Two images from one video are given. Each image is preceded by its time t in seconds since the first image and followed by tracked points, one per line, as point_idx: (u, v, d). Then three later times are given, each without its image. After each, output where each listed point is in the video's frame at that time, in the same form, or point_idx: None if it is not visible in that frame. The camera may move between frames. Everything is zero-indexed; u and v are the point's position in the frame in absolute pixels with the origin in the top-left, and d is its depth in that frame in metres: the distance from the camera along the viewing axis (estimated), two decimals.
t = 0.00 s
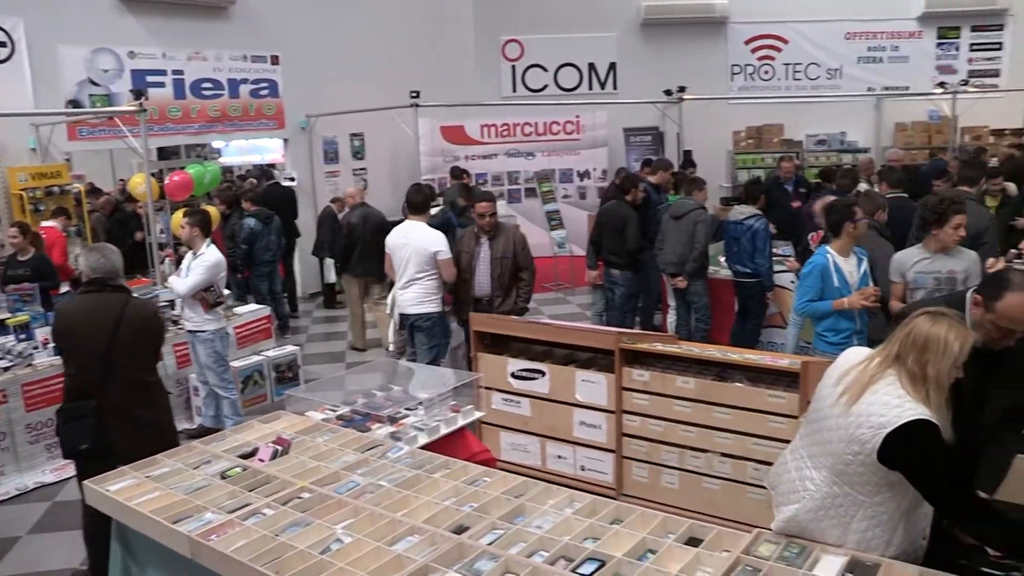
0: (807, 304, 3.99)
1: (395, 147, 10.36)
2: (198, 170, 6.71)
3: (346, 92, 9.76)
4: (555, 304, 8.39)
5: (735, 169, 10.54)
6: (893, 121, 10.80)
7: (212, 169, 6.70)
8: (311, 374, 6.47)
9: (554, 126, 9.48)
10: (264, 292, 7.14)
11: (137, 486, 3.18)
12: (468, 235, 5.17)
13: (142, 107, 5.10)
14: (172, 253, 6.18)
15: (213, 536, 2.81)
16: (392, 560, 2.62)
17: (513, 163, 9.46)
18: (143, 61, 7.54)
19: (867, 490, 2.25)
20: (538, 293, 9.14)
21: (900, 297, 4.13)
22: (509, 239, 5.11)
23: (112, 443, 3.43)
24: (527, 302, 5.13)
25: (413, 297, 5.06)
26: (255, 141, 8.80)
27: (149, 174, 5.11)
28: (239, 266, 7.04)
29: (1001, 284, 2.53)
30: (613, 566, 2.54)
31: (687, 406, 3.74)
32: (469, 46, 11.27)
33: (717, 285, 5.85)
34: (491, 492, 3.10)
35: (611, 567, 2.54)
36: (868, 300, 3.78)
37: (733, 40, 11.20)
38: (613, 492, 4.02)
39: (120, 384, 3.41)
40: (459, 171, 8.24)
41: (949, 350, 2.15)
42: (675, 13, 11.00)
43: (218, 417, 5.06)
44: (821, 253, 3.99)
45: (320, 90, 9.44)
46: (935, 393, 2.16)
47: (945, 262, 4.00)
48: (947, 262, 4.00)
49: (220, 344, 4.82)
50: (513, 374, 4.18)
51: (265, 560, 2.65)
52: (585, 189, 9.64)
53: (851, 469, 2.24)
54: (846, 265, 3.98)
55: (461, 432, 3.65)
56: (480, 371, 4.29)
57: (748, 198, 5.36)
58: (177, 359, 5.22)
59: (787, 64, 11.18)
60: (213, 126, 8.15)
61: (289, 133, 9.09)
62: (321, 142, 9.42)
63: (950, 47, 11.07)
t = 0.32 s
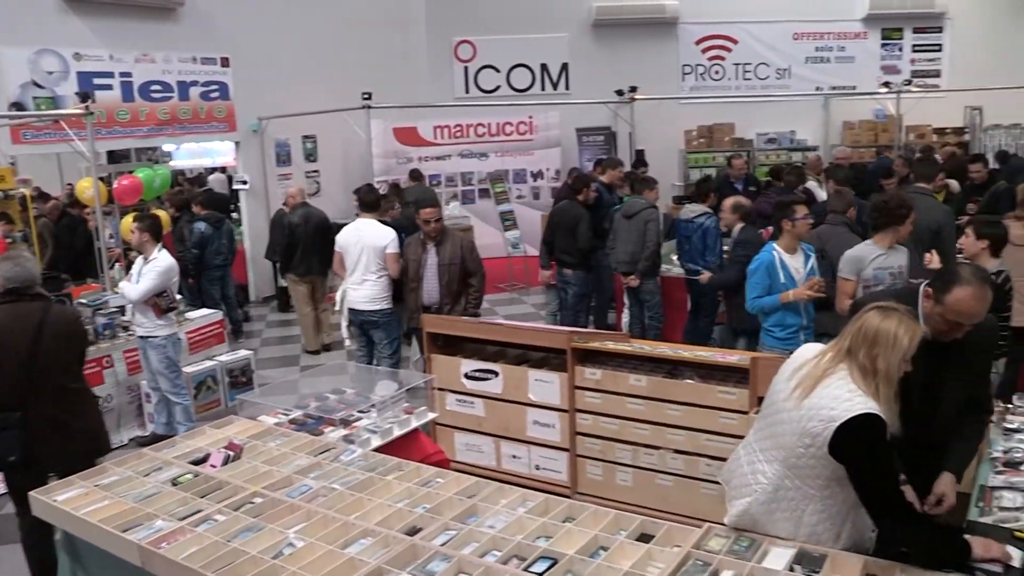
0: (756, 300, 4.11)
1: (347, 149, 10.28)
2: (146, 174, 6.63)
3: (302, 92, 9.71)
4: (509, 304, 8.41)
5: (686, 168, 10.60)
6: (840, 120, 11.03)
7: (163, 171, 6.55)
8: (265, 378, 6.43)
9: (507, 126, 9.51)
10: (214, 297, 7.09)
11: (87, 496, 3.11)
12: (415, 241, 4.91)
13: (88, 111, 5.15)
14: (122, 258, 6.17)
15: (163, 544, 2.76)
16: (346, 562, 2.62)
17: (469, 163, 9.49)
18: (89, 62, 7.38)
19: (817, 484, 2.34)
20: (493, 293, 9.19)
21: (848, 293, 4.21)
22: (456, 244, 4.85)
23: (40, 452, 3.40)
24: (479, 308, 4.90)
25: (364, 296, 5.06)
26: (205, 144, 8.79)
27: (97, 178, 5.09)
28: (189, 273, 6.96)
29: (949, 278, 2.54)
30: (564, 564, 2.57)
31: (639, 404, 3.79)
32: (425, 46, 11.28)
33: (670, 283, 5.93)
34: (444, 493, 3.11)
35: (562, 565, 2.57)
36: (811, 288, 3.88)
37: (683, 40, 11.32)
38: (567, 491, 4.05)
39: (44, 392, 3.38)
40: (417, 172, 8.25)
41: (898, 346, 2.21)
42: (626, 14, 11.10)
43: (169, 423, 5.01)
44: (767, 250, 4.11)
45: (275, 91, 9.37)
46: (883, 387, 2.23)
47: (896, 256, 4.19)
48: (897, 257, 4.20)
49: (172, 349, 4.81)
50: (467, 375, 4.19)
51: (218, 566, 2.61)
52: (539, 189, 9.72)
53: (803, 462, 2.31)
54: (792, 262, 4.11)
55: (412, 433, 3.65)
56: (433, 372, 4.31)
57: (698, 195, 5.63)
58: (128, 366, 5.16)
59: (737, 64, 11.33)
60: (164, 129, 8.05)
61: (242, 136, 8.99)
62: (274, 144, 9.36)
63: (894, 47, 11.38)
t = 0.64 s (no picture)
0: (703, 297, 4.36)
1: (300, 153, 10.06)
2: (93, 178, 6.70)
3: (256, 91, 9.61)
4: (464, 306, 8.39)
5: (639, 168, 10.72)
6: (788, 120, 11.29)
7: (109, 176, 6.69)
8: (219, 383, 6.37)
9: (459, 128, 9.77)
10: (167, 302, 7.08)
11: (31, 507, 2.99)
12: (355, 245, 4.88)
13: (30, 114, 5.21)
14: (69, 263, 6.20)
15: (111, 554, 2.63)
16: (299, 566, 2.58)
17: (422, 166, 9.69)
18: (31, 63, 7.24)
19: (763, 477, 2.43)
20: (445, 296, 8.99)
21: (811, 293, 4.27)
22: (398, 247, 4.85)
23: None
24: (425, 309, 4.93)
25: (327, 294, 5.19)
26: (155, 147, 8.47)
27: (41, 184, 5.15)
28: (139, 279, 6.90)
29: (892, 279, 2.59)
30: (517, 564, 2.59)
31: (591, 403, 3.83)
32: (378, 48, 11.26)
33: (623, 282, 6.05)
34: (397, 496, 3.11)
35: (514, 565, 2.59)
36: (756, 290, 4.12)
37: (635, 40, 11.54)
38: (522, 491, 4.10)
39: None
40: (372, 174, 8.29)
41: (846, 345, 2.27)
42: (578, 15, 11.28)
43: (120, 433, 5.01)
44: (715, 248, 4.34)
45: (230, 90, 9.30)
46: (831, 385, 2.27)
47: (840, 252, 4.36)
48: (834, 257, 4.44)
49: (123, 356, 4.82)
50: (420, 377, 4.21)
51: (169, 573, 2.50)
52: (491, 190, 10.06)
53: (748, 454, 2.40)
54: (739, 261, 4.35)
55: (367, 436, 3.66)
56: (386, 375, 4.31)
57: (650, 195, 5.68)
58: (76, 374, 5.11)
59: (688, 64, 11.60)
60: (109, 134, 7.95)
61: (191, 139, 8.87)
62: (224, 147, 9.18)
63: (840, 48, 11.82)
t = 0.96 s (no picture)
0: (654, 296, 4.42)
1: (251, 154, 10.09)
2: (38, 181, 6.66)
3: (207, 92, 9.50)
4: (418, 308, 8.40)
5: (592, 168, 10.79)
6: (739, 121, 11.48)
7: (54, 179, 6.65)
8: (169, 390, 6.29)
9: (412, 130, 9.88)
10: (118, 307, 7.02)
11: None
12: (303, 250, 4.91)
13: None
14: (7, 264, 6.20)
15: (56, 565, 2.58)
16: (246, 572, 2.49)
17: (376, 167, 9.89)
18: None
19: (710, 474, 2.46)
20: (397, 297, 9.05)
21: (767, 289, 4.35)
22: (347, 251, 4.89)
23: None
24: (373, 311, 4.93)
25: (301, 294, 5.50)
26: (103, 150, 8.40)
27: None
28: (89, 285, 6.83)
29: (835, 279, 2.57)
30: (468, 564, 2.61)
31: (542, 403, 3.87)
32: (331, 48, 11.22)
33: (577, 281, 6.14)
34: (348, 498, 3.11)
35: (466, 565, 2.61)
36: (711, 292, 4.27)
37: (586, 41, 11.66)
38: (476, 492, 4.13)
39: None
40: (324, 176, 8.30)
41: (793, 345, 2.30)
42: (530, 16, 11.32)
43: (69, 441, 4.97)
44: (666, 246, 4.41)
45: (181, 91, 9.21)
46: (777, 384, 2.31)
47: (790, 249, 4.44)
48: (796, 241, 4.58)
49: (69, 362, 4.80)
50: (372, 380, 4.22)
51: None
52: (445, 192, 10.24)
53: (694, 452, 2.44)
54: (688, 260, 4.43)
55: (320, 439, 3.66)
56: (339, 378, 4.32)
57: (601, 195, 5.53)
58: (21, 383, 5.02)
59: (639, 66, 11.76)
60: (55, 137, 7.81)
61: (140, 142, 8.76)
62: (173, 151, 9.10)
63: (789, 50, 12.19)
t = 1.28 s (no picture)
0: (614, 291, 4.48)
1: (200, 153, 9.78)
2: None
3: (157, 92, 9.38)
4: (374, 310, 8.41)
5: (545, 168, 10.84)
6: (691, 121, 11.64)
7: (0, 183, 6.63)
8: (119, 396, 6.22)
9: (365, 131, 10.05)
10: (70, 312, 6.97)
11: None
12: (265, 252, 4.91)
13: None
14: None
15: None
16: None
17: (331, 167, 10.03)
18: None
19: (657, 469, 2.51)
20: (352, 299, 9.00)
21: (719, 286, 4.44)
22: (306, 254, 4.88)
23: None
24: (332, 316, 4.92)
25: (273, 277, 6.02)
26: (49, 153, 8.34)
27: None
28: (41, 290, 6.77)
29: (785, 285, 2.59)
30: (421, 565, 2.62)
31: (495, 403, 3.91)
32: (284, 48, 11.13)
33: (531, 281, 6.21)
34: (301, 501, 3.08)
35: (419, 566, 2.62)
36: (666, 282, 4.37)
37: (539, 42, 11.73)
38: (432, 493, 4.17)
39: None
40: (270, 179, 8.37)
41: (738, 341, 2.34)
42: (482, 17, 11.34)
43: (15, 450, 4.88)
44: (617, 243, 4.42)
45: (132, 91, 9.11)
46: (720, 379, 2.36)
47: (738, 247, 4.54)
48: (764, 232, 5.15)
49: (15, 371, 4.75)
50: (326, 382, 4.22)
51: None
52: (398, 194, 10.34)
53: (641, 449, 2.49)
54: (638, 254, 4.49)
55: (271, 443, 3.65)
56: (290, 382, 4.31)
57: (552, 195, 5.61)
58: None
59: (592, 66, 11.86)
60: None
61: (88, 144, 8.65)
62: (124, 151, 8.96)
63: (739, 51, 12.41)
